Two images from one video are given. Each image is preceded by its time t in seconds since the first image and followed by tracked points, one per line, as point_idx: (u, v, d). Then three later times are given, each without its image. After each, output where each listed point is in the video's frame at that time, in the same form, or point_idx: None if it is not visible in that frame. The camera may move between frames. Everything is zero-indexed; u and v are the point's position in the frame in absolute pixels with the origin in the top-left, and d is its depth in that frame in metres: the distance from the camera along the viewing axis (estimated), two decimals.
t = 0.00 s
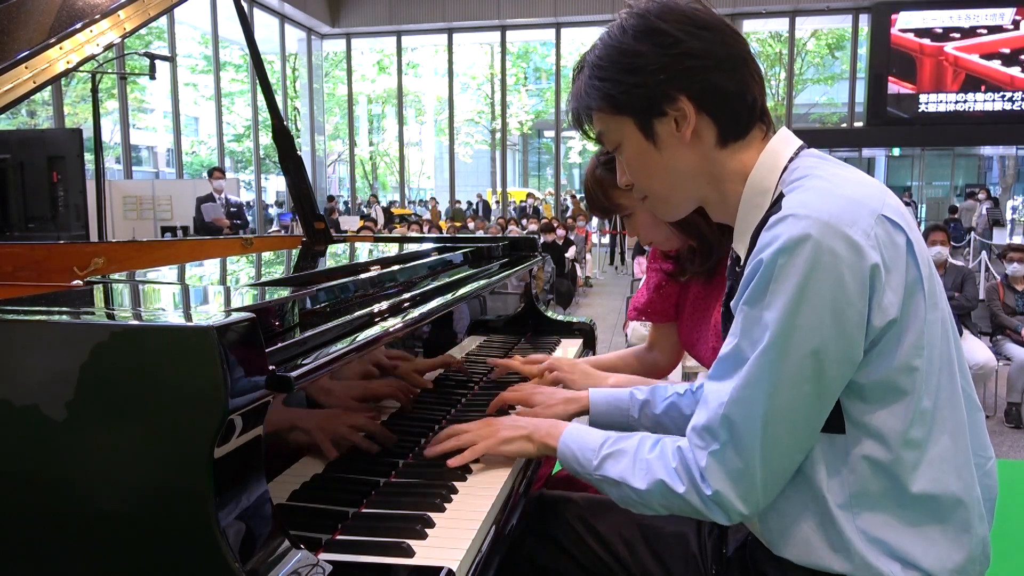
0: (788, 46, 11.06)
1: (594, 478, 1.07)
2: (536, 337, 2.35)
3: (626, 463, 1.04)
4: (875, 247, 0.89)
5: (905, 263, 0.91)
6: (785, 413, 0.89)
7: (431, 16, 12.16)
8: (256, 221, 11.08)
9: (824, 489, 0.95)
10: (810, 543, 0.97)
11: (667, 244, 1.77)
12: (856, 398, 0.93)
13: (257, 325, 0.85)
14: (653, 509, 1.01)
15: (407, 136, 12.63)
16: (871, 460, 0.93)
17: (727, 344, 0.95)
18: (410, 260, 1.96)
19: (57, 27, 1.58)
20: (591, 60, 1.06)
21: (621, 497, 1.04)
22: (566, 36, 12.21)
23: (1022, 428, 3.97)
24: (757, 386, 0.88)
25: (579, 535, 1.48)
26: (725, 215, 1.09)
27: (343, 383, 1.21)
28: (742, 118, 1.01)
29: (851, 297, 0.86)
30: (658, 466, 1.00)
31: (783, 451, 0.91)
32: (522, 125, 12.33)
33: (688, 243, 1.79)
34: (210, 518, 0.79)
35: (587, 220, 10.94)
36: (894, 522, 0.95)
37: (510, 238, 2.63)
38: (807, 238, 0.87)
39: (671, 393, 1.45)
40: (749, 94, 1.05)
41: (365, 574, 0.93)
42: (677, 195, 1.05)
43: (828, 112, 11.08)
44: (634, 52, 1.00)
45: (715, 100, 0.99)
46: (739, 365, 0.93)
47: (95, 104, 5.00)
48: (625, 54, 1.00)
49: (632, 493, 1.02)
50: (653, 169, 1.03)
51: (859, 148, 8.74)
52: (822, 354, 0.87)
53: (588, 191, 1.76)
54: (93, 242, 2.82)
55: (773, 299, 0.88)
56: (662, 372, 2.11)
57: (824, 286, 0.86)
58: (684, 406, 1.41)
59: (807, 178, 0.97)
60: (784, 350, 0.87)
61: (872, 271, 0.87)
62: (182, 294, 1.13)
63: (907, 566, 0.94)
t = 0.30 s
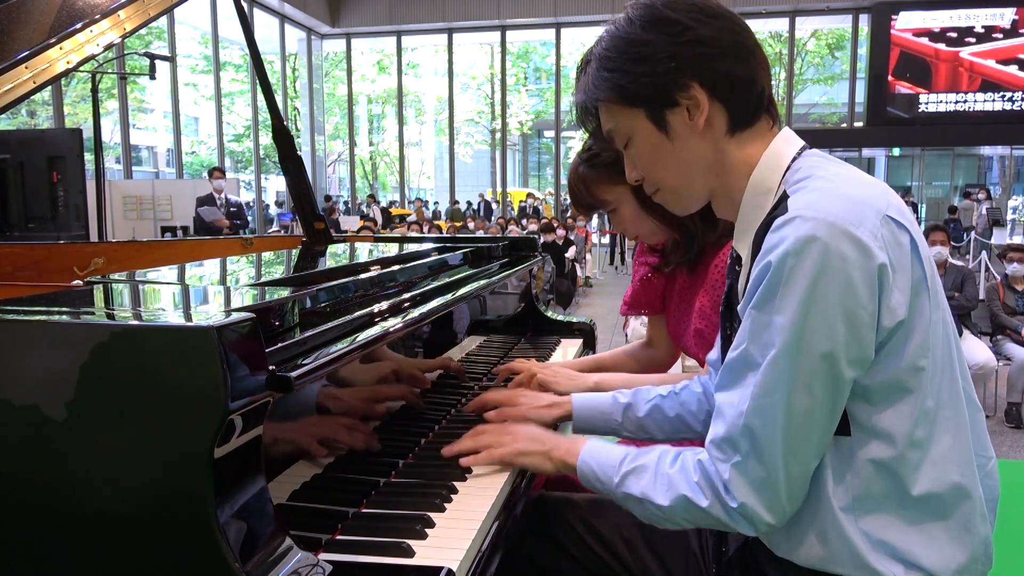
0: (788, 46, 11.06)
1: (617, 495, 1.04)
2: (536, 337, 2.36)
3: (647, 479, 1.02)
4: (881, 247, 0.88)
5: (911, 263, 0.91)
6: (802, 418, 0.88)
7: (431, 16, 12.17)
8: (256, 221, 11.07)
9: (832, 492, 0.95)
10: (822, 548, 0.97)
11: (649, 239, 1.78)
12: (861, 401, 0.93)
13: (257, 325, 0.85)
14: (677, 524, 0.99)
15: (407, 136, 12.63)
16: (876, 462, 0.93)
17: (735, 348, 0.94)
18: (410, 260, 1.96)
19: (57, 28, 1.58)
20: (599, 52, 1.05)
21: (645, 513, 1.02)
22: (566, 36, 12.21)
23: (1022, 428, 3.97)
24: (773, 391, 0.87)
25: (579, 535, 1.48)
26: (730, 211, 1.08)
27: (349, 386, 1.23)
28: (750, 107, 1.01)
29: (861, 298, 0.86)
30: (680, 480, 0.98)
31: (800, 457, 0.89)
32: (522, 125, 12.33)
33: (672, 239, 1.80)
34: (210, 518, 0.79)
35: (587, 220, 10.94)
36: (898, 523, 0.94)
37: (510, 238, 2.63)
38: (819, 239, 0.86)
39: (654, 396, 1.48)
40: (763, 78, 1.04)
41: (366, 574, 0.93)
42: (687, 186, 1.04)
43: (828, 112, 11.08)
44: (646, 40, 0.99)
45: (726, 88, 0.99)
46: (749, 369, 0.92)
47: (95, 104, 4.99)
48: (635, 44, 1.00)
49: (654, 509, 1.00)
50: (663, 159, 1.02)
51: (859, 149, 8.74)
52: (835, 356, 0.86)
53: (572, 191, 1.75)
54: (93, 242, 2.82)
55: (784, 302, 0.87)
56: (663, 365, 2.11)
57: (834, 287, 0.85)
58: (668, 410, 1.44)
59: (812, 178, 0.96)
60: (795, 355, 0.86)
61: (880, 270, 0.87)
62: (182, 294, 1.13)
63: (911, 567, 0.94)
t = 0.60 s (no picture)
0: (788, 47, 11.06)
1: (581, 494, 1.00)
2: (536, 337, 2.36)
3: (620, 472, 0.98)
4: (911, 240, 0.87)
5: (933, 259, 0.90)
6: (810, 406, 0.86)
7: (431, 16, 12.18)
8: (255, 221, 11.06)
9: (828, 482, 0.94)
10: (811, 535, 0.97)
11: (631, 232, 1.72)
12: (867, 393, 0.91)
13: (257, 326, 0.85)
14: (651, 520, 0.96)
15: (407, 136, 12.62)
16: (877, 458, 0.92)
17: (749, 327, 0.90)
18: (410, 260, 1.96)
19: (57, 27, 1.58)
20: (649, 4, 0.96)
21: (614, 510, 0.98)
22: (566, 36, 12.20)
23: (1022, 428, 3.97)
24: (786, 374, 0.85)
25: (579, 536, 1.48)
26: (749, 190, 1.04)
27: (355, 387, 1.22)
28: (797, 83, 0.95)
29: (886, 287, 0.84)
30: (659, 469, 0.95)
31: (804, 445, 0.87)
32: (522, 125, 12.33)
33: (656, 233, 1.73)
34: (210, 518, 0.79)
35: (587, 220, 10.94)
36: (890, 519, 0.94)
37: (510, 238, 2.63)
38: (849, 223, 0.84)
39: (642, 394, 1.48)
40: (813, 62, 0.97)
41: (366, 574, 0.93)
42: (718, 158, 0.98)
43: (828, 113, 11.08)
44: None
45: (780, 57, 0.92)
46: (761, 350, 0.88)
47: (95, 104, 4.99)
48: None
49: (629, 503, 0.96)
50: (701, 128, 0.95)
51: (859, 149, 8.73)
52: (852, 346, 0.84)
53: (557, 190, 1.75)
54: (93, 243, 2.82)
55: (810, 283, 0.84)
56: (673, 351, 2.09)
57: (862, 273, 0.83)
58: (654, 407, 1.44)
59: (843, 166, 0.92)
60: (814, 338, 0.84)
61: (907, 262, 0.86)
62: (182, 294, 1.13)
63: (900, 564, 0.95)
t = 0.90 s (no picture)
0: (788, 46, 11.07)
1: (573, 464, 0.98)
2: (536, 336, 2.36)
3: (612, 438, 0.96)
4: (947, 224, 0.86)
5: (961, 249, 0.89)
6: (824, 379, 0.84)
7: (431, 16, 12.18)
8: (256, 221, 11.07)
9: (838, 462, 0.93)
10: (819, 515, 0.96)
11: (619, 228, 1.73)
12: (885, 376, 0.90)
13: (256, 327, 0.85)
14: (643, 489, 0.92)
15: (407, 136, 12.62)
16: (885, 442, 0.92)
17: (773, 293, 0.88)
18: (409, 260, 1.96)
19: (57, 27, 1.58)
20: None
21: (604, 482, 0.95)
22: (566, 36, 12.19)
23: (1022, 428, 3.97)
24: (807, 339, 0.83)
25: (577, 536, 1.48)
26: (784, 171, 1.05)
27: (355, 383, 1.21)
28: (857, 70, 0.94)
29: (917, 264, 0.83)
30: (652, 433, 0.93)
31: (815, 416, 0.85)
32: (522, 125, 12.33)
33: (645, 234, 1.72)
34: (210, 519, 0.79)
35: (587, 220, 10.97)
36: (892, 506, 0.94)
37: (510, 238, 2.63)
38: (889, 194, 0.83)
39: (638, 384, 1.48)
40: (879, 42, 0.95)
41: (367, 574, 0.94)
42: (765, 132, 0.98)
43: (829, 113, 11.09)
44: None
45: (844, 39, 0.91)
46: (782, 316, 0.86)
47: (95, 104, 4.99)
48: None
49: (619, 469, 0.93)
50: (754, 98, 0.95)
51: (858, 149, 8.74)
52: (874, 320, 0.83)
53: (548, 188, 1.75)
54: (93, 242, 2.82)
55: (843, 249, 0.83)
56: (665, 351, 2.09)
57: (896, 246, 0.82)
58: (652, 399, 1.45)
59: (880, 147, 0.92)
60: (842, 306, 0.82)
61: (941, 242, 0.85)
62: (182, 294, 1.13)
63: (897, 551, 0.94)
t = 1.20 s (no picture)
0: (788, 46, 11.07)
1: (525, 373, 0.87)
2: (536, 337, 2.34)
3: (569, 351, 0.86)
4: (979, 221, 0.83)
5: (994, 251, 0.85)
6: (817, 339, 0.78)
7: (431, 16, 12.18)
8: (256, 221, 11.07)
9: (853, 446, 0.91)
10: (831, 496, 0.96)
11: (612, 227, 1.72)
12: (899, 368, 0.88)
13: (257, 327, 0.85)
14: (582, 398, 0.83)
15: (407, 136, 12.62)
16: (890, 432, 0.90)
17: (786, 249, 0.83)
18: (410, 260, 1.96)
19: (57, 27, 1.58)
20: None
21: (551, 394, 0.85)
22: (566, 36, 12.18)
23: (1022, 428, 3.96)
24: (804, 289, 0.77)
25: (578, 536, 1.48)
26: (822, 155, 0.98)
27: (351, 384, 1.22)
28: (918, 65, 0.90)
29: (939, 252, 0.79)
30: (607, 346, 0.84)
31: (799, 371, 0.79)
32: (522, 125, 12.34)
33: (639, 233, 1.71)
34: (210, 518, 0.79)
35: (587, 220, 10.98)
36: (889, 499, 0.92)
37: (510, 238, 2.63)
38: (934, 182, 0.80)
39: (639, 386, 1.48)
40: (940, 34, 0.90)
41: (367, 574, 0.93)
42: (813, 117, 0.91)
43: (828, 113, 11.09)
44: None
45: (910, 32, 0.87)
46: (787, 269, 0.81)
47: (94, 104, 4.99)
48: None
49: (569, 379, 0.84)
50: (810, 82, 0.88)
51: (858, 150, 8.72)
52: (875, 293, 0.78)
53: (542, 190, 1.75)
54: (93, 243, 2.82)
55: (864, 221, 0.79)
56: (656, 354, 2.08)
57: (922, 229, 0.78)
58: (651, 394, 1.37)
59: (928, 136, 0.91)
60: (855, 271, 0.77)
61: (969, 239, 0.81)
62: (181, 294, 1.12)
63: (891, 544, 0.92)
